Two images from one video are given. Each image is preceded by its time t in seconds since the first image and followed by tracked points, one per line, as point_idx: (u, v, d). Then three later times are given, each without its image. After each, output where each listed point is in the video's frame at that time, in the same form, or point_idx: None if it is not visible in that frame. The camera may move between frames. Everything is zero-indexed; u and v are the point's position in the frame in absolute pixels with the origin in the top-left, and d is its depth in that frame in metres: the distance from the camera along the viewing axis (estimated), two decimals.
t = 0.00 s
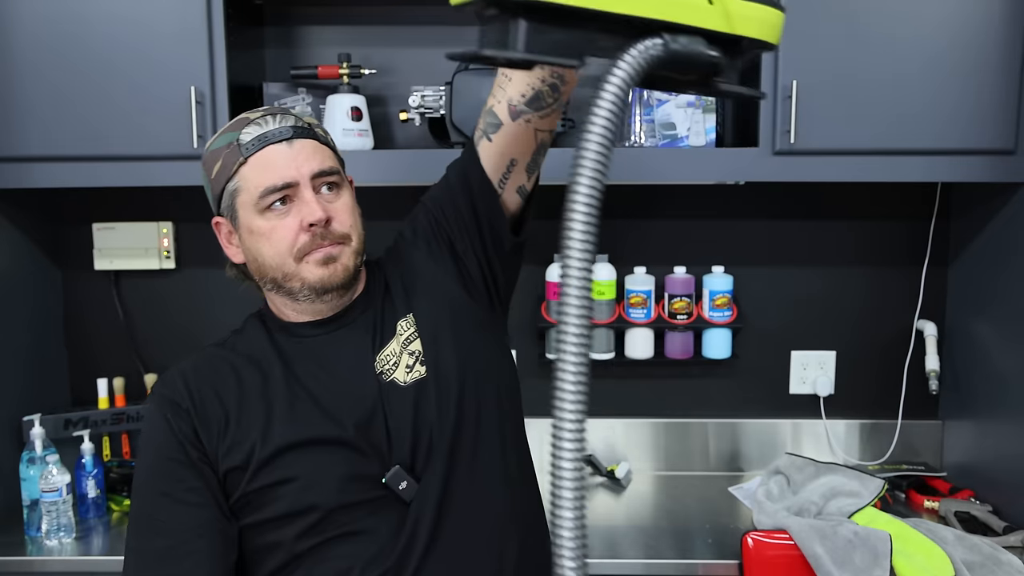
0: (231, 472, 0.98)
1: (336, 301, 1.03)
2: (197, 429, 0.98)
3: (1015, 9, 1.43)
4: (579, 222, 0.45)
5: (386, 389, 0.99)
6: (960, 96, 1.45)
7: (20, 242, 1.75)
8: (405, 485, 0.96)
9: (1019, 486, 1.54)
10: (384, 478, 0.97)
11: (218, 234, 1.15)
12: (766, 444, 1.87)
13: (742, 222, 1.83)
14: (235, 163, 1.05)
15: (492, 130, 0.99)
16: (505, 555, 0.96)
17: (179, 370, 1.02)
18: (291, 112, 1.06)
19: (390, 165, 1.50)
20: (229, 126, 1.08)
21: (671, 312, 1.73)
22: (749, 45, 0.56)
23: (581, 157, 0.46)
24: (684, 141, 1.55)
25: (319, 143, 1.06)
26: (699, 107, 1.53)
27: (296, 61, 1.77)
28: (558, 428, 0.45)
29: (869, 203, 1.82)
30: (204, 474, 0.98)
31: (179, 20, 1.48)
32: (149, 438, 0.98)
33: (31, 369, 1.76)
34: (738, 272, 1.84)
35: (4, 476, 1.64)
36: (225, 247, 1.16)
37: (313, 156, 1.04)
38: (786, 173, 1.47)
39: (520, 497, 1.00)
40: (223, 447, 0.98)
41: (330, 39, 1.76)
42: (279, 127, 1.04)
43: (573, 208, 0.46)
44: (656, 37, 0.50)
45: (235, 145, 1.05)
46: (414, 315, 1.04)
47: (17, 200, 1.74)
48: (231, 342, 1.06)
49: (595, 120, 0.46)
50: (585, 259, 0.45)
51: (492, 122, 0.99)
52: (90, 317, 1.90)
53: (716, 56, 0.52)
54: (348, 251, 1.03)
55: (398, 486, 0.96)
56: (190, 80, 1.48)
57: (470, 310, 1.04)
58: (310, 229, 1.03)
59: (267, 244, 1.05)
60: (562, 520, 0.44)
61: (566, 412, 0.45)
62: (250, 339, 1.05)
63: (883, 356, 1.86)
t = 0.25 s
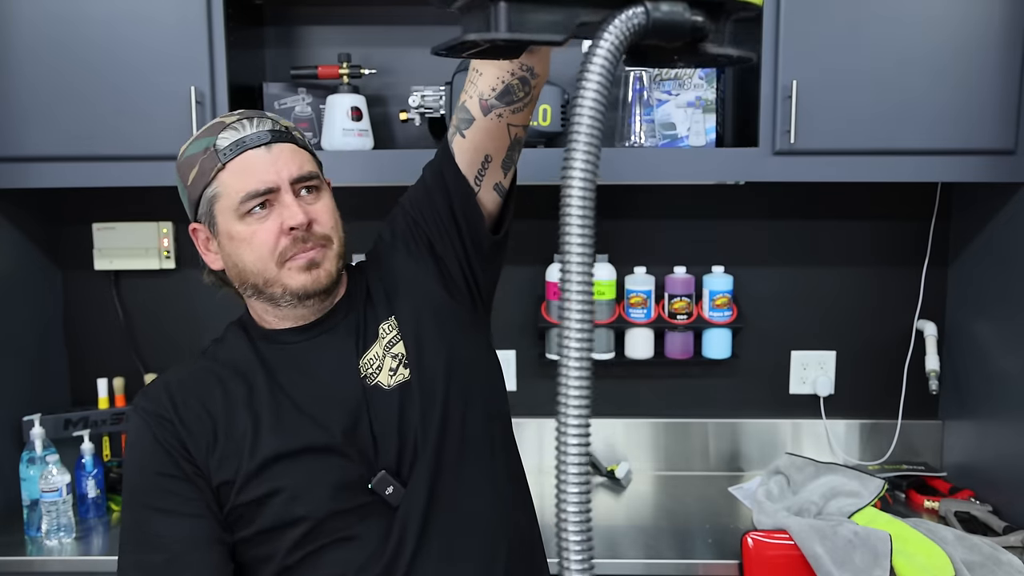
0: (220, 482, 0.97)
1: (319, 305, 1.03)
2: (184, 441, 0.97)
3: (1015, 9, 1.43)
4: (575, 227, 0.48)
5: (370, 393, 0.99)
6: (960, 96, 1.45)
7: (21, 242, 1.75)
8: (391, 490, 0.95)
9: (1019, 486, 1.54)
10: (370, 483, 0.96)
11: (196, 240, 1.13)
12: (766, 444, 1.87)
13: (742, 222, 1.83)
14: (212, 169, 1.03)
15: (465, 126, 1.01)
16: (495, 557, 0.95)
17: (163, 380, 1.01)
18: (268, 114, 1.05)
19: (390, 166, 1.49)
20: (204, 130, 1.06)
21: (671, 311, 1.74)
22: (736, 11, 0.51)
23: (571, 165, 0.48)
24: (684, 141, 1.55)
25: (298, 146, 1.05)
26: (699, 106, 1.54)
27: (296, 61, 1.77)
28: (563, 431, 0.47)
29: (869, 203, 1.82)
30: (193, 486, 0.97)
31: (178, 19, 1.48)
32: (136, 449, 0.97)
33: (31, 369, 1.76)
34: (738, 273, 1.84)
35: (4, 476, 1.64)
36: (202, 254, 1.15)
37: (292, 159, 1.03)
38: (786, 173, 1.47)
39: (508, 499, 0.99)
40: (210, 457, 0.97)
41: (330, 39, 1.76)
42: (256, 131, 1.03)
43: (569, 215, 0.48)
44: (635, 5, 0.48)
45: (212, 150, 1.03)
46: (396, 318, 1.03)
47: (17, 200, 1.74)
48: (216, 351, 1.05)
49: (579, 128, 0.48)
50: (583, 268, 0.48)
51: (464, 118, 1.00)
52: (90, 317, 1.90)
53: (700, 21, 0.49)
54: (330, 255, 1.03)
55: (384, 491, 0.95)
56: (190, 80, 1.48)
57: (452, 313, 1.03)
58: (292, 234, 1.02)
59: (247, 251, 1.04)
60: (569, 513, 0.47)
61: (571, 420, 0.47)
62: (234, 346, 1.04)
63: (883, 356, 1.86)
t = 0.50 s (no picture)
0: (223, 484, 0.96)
1: (314, 315, 1.01)
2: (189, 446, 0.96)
3: (1015, 9, 1.43)
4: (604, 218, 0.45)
5: (366, 397, 0.98)
6: (960, 96, 1.45)
7: (20, 242, 1.75)
8: (388, 494, 0.95)
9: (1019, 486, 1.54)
10: (368, 488, 0.96)
11: (187, 240, 1.11)
12: (766, 444, 1.87)
13: (742, 222, 1.83)
14: (205, 175, 1.00)
15: (450, 124, 0.99)
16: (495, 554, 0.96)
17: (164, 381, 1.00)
18: (260, 117, 1.01)
19: (392, 168, 1.49)
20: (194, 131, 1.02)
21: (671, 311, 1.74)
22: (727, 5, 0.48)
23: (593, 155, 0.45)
24: (684, 141, 1.55)
25: (292, 151, 1.01)
26: (699, 106, 1.54)
27: (296, 61, 1.77)
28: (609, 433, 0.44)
29: (869, 203, 1.82)
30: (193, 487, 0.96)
31: (178, 19, 1.48)
32: (137, 450, 0.96)
33: (31, 369, 1.76)
34: (738, 273, 1.84)
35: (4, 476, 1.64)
36: (193, 253, 1.12)
37: (286, 166, 0.99)
38: (786, 173, 1.47)
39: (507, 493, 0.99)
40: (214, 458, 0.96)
41: (330, 39, 1.76)
42: (250, 135, 0.99)
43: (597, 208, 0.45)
44: None
45: (204, 155, 1.00)
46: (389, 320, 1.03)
47: (17, 200, 1.74)
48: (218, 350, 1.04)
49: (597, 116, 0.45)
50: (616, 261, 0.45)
51: (450, 116, 0.98)
52: (89, 317, 1.90)
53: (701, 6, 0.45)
54: (326, 264, 1.01)
55: (382, 495, 0.94)
56: (190, 80, 1.48)
57: (443, 311, 1.03)
58: (287, 243, 0.99)
59: (241, 258, 1.02)
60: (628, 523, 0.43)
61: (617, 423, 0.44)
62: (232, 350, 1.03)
63: (883, 356, 1.86)
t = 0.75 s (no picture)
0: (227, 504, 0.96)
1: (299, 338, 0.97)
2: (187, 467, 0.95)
3: (1015, 9, 1.43)
4: (564, 246, 0.46)
5: (366, 401, 0.96)
6: (960, 97, 1.45)
7: (21, 241, 1.75)
8: (396, 497, 0.94)
9: (1019, 486, 1.54)
10: (374, 492, 0.95)
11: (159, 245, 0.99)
12: (766, 445, 1.87)
13: (742, 222, 1.83)
14: (179, 203, 0.88)
15: (444, 113, 1.01)
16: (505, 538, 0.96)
17: (149, 403, 0.97)
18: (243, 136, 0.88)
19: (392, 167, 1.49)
20: (167, 142, 0.89)
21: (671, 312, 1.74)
22: None
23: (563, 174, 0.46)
24: (684, 141, 1.55)
25: (279, 175, 0.89)
26: (699, 106, 1.54)
27: (296, 61, 1.77)
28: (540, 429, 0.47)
29: (869, 203, 1.81)
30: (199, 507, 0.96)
31: (178, 19, 1.48)
32: (133, 477, 0.94)
33: (31, 368, 1.76)
34: (738, 273, 1.84)
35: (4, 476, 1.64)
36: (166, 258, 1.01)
37: (271, 199, 0.88)
38: (786, 173, 1.47)
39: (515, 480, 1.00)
40: (214, 480, 0.95)
41: (330, 39, 1.76)
42: (232, 164, 0.87)
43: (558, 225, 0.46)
44: None
45: (179, 181, 0.87)
46: (385, 319, 1.00)
47: (18, 200, 1.74)
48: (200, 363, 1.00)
49: (572, 137, 0.46)
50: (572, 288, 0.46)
51: (443, 104, 1.00)
52: (90, 317, 1.90)
53: None
54: (312, 296, 0.94)
55: (389, 498, 0.94)
56: (190, 79, 1.48)
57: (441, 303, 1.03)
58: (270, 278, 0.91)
59: (220, 288, 0.93)
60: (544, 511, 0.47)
61: (549, 428, 0.47)
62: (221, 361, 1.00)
63: (883, 356, 1.86)
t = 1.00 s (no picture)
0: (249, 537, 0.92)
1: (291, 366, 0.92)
2: (207, 513, 0.89)
3: (1015, 9, 1.43)
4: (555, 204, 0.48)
5: (368, 409, 0.93)
6: (960, 97, 1.45)
7: (21, 241, 1.75)
8: (412, 502, 0.93)
9: (1019, 486, 1.54)
10: (388, 502, 0.93)
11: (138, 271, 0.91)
12: (766, 445, 1.87)
13: (742, 222, 1.83)
14: (162, 249, 0.81)
15: (418, 83, 0.95)
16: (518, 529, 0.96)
17: (147, 451, 0.89)
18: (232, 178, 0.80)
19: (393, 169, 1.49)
20: (143, 178, 0.80)
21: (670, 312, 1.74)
22: None
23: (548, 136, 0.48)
24: (684, 141, 1.55)
25: (272, 214, 0.83)
26: (699, 107, 1.54)
27: (296, 61, 1.77)
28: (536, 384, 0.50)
29: (869, 203, 1.81)
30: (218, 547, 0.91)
31: (178, 19, 1.48)
32: (146, 533, 0.87)
33: (32, 368, 1.76)
34: (738, 273, 1.84)
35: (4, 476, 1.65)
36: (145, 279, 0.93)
37: (266, 241, 0.82)
38: (786, 173, 1.47)
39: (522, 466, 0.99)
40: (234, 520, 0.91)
41: (330, 39, 1.76)
42: (221, 210, 0.80)
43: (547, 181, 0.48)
44: None
45: (163, 227, 0.80)
46: (377, 321, 0.96)
47: (18, 199, 1.74)
48: (194, 401, 0.92)
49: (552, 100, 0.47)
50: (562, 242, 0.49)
51: (415, 74, 0.94)
52: (90, 317, 1.90)
53: None
54: (304, 331, 0.89)
55: (406, 504, 0.93)
56: (190, 80, 1.48)
57: (436, 294, 1.00)
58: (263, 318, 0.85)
59: (207, 325, 0.87)
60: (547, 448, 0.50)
61: (546, 400, 0.49)
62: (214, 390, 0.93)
63: (883, 356, 1.86)
